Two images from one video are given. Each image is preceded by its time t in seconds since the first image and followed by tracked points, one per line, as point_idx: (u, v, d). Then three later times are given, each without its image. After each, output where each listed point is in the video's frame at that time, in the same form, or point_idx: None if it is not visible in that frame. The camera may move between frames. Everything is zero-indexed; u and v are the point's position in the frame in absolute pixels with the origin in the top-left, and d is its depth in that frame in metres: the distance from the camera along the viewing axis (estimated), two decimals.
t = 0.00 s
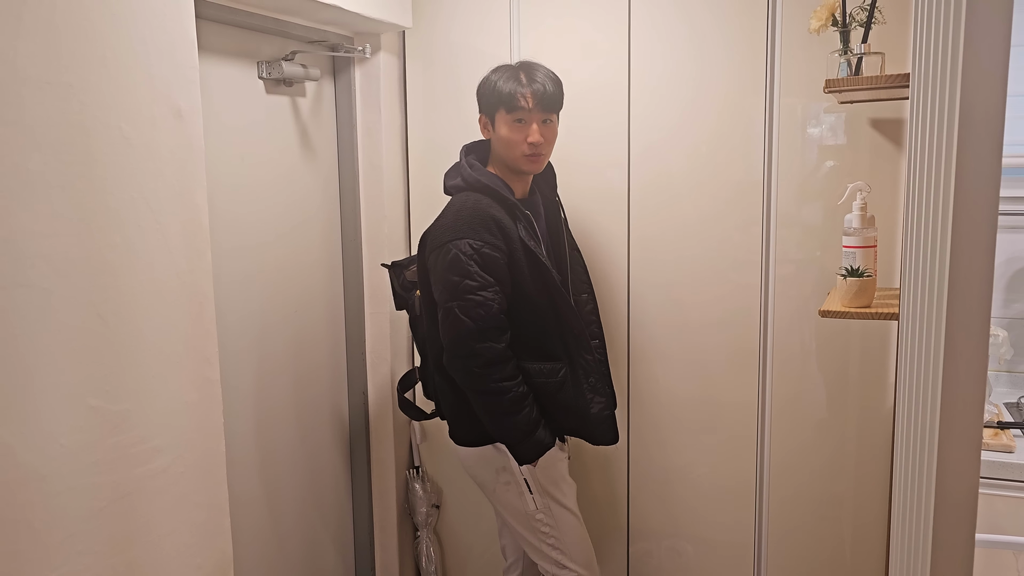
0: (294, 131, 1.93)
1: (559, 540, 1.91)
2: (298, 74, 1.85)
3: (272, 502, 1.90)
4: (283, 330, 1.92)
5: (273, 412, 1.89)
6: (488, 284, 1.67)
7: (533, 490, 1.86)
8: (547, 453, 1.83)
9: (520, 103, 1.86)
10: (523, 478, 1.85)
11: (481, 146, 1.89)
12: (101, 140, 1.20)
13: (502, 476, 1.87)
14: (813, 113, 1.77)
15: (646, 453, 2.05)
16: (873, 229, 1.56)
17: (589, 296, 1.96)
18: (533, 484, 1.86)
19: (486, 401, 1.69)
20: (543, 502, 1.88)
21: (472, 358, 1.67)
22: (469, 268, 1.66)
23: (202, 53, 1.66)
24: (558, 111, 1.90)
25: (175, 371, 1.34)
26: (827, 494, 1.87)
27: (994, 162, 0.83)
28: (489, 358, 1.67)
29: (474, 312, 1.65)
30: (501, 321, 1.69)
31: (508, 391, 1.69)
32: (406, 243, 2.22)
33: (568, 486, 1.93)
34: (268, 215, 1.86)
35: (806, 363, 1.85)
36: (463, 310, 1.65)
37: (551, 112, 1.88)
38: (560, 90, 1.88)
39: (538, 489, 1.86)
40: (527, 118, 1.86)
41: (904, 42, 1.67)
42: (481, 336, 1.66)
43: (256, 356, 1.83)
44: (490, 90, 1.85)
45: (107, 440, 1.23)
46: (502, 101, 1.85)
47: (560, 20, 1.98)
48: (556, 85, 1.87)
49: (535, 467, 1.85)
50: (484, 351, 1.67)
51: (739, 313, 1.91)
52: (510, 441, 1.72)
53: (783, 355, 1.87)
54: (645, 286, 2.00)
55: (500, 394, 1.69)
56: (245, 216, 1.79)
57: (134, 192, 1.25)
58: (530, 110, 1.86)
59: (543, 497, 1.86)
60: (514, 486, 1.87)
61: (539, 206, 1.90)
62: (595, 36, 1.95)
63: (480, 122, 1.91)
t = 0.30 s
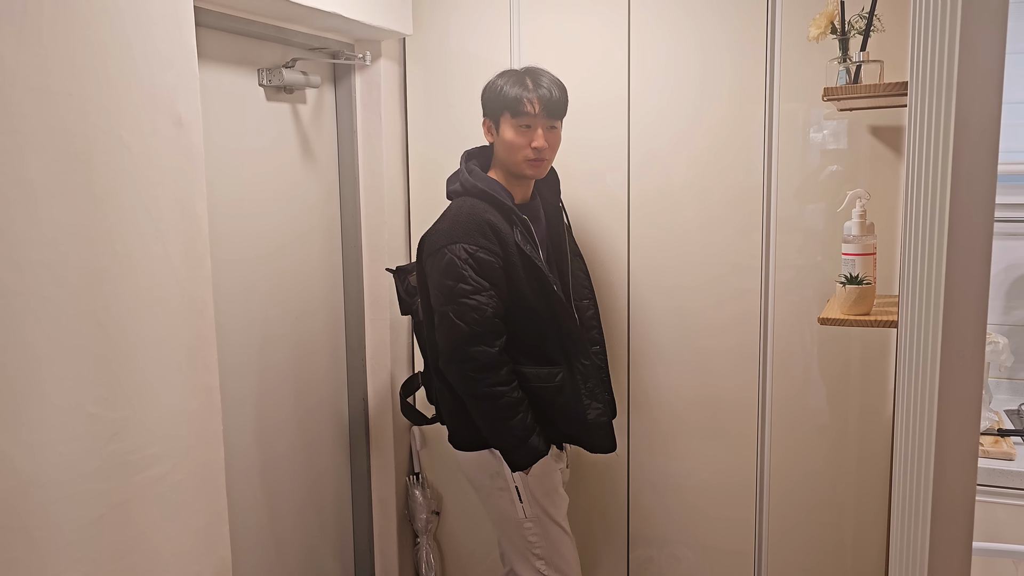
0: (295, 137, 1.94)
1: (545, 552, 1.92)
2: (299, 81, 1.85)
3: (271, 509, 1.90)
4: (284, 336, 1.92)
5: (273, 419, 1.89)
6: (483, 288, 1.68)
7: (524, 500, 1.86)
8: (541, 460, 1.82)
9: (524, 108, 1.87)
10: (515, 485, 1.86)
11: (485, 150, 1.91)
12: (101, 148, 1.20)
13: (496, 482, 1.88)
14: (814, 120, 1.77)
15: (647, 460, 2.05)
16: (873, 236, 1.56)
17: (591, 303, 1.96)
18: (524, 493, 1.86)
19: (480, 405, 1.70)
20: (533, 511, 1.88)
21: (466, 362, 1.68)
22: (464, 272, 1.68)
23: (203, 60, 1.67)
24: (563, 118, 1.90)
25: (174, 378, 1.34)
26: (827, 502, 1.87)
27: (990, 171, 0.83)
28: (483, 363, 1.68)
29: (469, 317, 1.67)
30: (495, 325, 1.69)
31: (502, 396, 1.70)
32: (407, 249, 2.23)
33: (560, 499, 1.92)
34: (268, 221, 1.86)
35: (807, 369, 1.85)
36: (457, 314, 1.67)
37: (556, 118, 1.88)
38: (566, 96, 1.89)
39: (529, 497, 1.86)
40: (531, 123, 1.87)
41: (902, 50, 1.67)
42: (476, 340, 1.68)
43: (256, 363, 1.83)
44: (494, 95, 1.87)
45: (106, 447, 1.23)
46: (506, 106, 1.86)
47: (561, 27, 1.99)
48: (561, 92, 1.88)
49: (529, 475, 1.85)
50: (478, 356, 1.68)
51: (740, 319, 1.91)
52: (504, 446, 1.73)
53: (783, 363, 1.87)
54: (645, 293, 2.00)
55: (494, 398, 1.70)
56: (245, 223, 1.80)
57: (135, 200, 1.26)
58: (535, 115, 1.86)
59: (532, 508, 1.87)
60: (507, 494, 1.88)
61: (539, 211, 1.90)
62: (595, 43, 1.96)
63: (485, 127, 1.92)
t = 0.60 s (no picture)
0: (295, 141, 1.94)
1: (530, 565, 1.90)
2: (300, 84, 1.85)
3: (271, 513, 1.90)
4: (284, 340, 1.92)
5: (273, 423, 1.89)
6: (483, 290, 1.67)
7: (511, 509, 1.85)
8: (535, 467, 1.81)
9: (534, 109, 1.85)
10: (507, 491, 1.85)
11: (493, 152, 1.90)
12: (99, 153, 1.20)
13: (488, 487, 1.89)
14: (815, 123, 1.76)
15: (648, 464, 2.05)
16: (874, 240, 1.56)
17: (594, 309, 1.95)
18: (513, 500, 1.85)
19: (475, 408, 1.69)
20: (521, 521, 1.86)
21: (464, 365, 1.67)
22: (465, 273, 1.66)
23: (203, 64, 1.67)
24: (573, 120, 1.88)
25: (174, 383, 1.34)
26: (829, 506, 1.86)
27: (988, 178, 0.83)
28: (479, 366, 1.67)
29: (468, 319, 1.65)
30: (496, 329, 1.68)
31: (498, 400, 1.69)
32: (408, 252, 2.23)
33: (552, 514, 1.90)
34: (268, 225, 1.86)
35: (809, 373, 1.84)
36: (457, 315, 1.66)
37: (565, 121, 1.87)
38: (577, 99, 1.87)
39: (518, 506, 1.85)
40: (540, 125, 1.85)
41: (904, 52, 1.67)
42: (473, 343, 1.66)
43: (256, 367, 1.83)
44: (503, 95, 1.85)
45: (105, 453, 1.23)
46: (516, 107, 1.84)
47: (561, 31, 1.98)
48: (572, 95, 1.86)
49: (522, 481, 1.83)
50: (476, 359, 1.67)
51: (742, 323, 1.90)
52: (497, 450, 1.72)
53: (784, 367, 1.87)
54: (646, 296, 2.00)
55: (490, 402, 1.69)
56: (246, 227, 1.80)
57: (133, 205, 1.26)
58: (545, 117, 1.84)
59: (518, 518, 1.85)
60: (497, 500, 1.88)
61: (546, 218, 1.90)
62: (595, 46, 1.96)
63: (494, 128, 1.90)
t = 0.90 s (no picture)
0: (297, 141, 1.94)
1: (548, 558, 1.90)
2: (301, 84, 1.85)
3: (272, 512, 1.90)
4: (286, 339, 1.92)
5: (275, 422, 1.89)
6: (490, 289, 1.67)
7: (526, 505, 1.85)
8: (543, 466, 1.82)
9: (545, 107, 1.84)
10: (517, 490, 1.85)
11: (502, 149, 1.90)
12: (99, 154, 1.20)
13: (496, 486, 1.88)
14: (818, 122, 1.76)
15: (650, 463, 2.05)
16: (875, 239, 1.55)
17: (597, 310, 1.94)
18: (526, 498, 1.85)
19: (480, 407, 1.69)
20: (536, 517, 1.87)
21: (470, 363, 1.67)
22: (471, 272, 1.67)
23: (204, 64, 1.67)
24: (584, 120, 1.87)
25: (175, 383, 1.34)
26: (831, 505, 1.86)
27: (990, 178, 0.83)
28: (485, 365, 1.67)
29: (473, 317, 1.65)
30: (502, 329, 1.69)
31: (504, 400, 1.69)
32: (410, 251, 2.23)
33: (563, 505, 1.93)
34: (270, 225, 1.86)
35: (811, 373, 1.84)
36: (463, 313, 1.66)
37: (576, 121, 1.86)
38: (589, 100, 1.86)
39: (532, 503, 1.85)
40: (550, 123, 1.84)
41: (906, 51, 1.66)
42: (479, 341, 1.66)
43: (257, 366, 1.84)
44: (515, 93, 1.84)
45: (107, 452, 1.23)
46: (528, 105, 1.83)
47: (563, 30, 1.98)
48: (584, 95, 1.85)
49: (531, 479, 1.84)
50: (482, 357, 1.66)
51: (744, 322, 1.90)
52: (502, 449, 1.72)
53: (785, 366, 1.87)
54: (647, 295, 2.00)
55: (495, 401, 1.69)
56: (247, 227, 1.80)
57: (134, 205, 1.26)
58: (555, 116, 1.83)
59: (535, 513, 1.86)
60: (507, 498, 1.87)
61: (551, 214, 1.91)
62: (596, 46, 1.96)
63: (505, 125, 1.90)
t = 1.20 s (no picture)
0: (296, 137, 1.93)
1: (527, 563, 1.88)
2: (300, 80, 1.85)
3: (272, 508, 1.90)
4: (285, 336, 1.92)
5: (274, 418, 1.89)
6: (496, 284, 1.67)
7: (511, 505, 1.85)
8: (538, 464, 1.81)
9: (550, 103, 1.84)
10: (506, 488, 1.85)
11: (507, 145, 1.89)
12: (98, 149, 1.20)
13: (488, 482, 1.88)
14: (818, 117, 1.76)
15: (650, 459, 2.05)
16: (875, 234, 1.55)
17: (598, 307, 1.94)
18: (514, 497, 1.85)
19: (482, 403, 1.69)
20: (520, 518, 1.86)
21: (475, 358, 1.66)
22: (479, 266, 1.66)
23: (203, 60, 1.67)
24: (589, 115, 1.87)
25: (174, 379, 1.34)
26: (832, 501, 1.86)
27: (989, 172, 0.82)
28: (490, 360, 1.67)
29: (479, 312, 1.65)
30: (507, 325, 1.68)
31: (506, 396, 1.69)
32: (409, 248, 2.23)
33: (551, 509, 1.90)
34: (269, 220, 1.86)
35: (811, 368, 1.84)
36: (470, 308, 1.65)
37: (581, 116, 1.86)
38: (593, 95, 1.86)
39: (518, 503, 1.84)
40: (557, 119, 1.84)
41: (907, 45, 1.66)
42: (483, 337, 1.66)
43: (257, 362, 1.83)
44: (520, 88, 1.84)
45: (106, 448, 1.23)
46: (533, 100, 1.83)
47: (563, 26, 1.98)
48: (589, 90, 1.85)
49: (522, 478, 1.83)
50: (487, 353, 1.66)
51: (744, 318, 1.90)
52: (503, 445, 1.71)
53: (785, 360, 1.87)
54: (647, 292, 2.00)
55: (497, 397, 1.68)
56: (247, 223, 1.80)
57: (132, 201, 1.26)
58: (561, 112, 1.83)
59: (519, 514, 1.85)
60: (496, 496, 1.88)
61: (556, 213, 1.89)
62: (596, 41, 1.95)
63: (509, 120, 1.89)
